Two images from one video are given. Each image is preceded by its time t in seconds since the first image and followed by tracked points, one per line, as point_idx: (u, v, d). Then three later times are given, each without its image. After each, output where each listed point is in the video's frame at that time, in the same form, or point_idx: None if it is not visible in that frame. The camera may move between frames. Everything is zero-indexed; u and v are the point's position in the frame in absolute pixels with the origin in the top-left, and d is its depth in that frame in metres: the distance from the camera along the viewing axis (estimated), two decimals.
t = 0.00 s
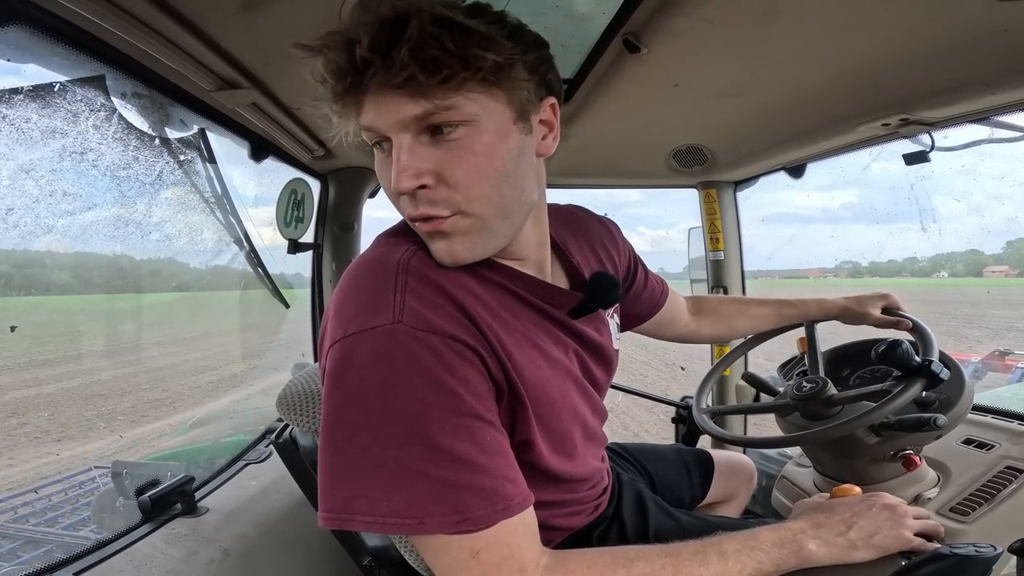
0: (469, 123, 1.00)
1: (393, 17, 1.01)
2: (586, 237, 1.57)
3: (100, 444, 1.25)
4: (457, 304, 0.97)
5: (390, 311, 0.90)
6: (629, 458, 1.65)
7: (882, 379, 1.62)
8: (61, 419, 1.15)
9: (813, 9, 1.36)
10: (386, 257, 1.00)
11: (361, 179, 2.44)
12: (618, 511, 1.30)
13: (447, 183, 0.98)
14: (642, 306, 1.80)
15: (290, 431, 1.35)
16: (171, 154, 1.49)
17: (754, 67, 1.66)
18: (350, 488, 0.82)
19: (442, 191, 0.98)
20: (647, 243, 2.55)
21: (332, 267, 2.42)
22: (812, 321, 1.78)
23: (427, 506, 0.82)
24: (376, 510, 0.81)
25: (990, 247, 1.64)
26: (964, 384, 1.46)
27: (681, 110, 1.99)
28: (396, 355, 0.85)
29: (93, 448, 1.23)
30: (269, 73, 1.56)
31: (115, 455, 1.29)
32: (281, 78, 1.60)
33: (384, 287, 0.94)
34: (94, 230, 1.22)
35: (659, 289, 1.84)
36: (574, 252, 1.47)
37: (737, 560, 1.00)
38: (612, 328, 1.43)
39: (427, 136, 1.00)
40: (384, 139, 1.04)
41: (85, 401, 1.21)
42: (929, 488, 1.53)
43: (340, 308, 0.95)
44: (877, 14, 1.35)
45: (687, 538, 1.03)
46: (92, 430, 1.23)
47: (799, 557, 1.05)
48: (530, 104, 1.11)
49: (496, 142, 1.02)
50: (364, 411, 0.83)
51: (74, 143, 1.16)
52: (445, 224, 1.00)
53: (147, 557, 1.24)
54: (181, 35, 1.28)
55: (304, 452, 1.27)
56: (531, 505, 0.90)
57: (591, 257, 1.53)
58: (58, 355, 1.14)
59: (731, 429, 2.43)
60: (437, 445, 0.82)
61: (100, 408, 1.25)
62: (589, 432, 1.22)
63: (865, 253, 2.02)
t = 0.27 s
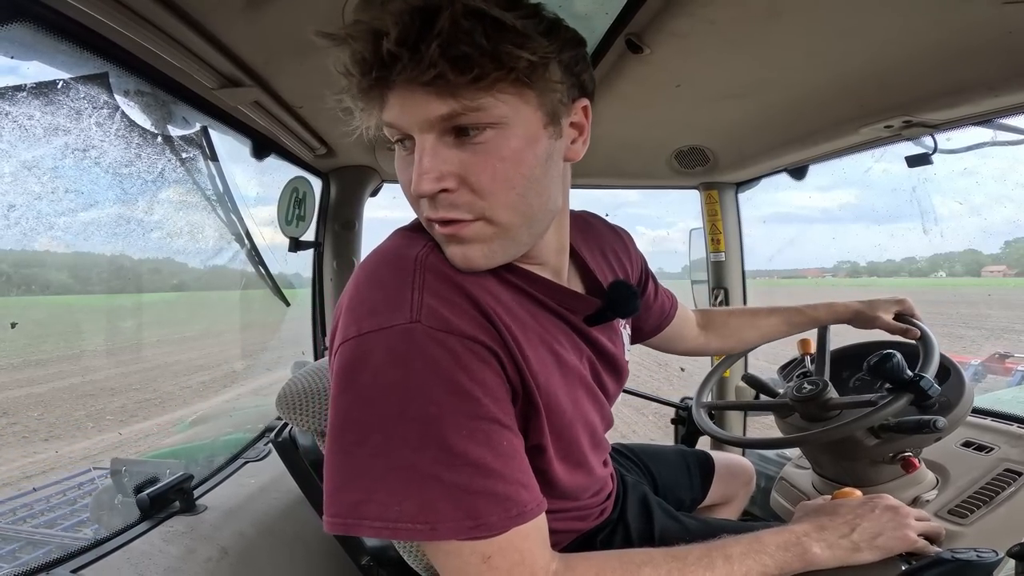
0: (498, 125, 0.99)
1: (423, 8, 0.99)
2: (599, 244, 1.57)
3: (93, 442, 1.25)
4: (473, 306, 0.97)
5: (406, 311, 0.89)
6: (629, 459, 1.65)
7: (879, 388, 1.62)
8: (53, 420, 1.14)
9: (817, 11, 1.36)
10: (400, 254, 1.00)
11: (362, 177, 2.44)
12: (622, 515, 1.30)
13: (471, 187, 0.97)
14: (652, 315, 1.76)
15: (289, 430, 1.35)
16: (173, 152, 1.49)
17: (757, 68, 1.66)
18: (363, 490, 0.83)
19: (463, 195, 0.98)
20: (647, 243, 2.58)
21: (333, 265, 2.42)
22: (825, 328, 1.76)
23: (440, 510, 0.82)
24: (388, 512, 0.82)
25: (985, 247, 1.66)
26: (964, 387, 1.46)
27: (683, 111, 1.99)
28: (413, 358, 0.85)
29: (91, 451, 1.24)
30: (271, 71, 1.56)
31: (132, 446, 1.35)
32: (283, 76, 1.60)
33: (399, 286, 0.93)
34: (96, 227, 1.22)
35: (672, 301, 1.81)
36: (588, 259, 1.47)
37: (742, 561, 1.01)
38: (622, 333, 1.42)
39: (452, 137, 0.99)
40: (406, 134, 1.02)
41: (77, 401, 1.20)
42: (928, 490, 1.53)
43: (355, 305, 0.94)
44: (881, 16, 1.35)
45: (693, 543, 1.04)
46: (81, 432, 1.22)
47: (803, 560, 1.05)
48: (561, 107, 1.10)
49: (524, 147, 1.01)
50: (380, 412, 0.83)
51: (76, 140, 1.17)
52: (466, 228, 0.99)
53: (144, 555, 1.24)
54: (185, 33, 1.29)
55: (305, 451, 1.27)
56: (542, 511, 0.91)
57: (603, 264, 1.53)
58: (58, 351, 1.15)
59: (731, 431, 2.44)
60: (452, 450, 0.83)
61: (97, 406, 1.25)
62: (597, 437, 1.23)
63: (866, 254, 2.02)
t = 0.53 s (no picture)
0: (497, 131, 0.99)
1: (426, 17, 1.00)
2: (588, 244, 1.57)
3: (101, 434, 1.25)
4: (467, 303, 0.97)
5: (402, 310, 0.90)
6: (630, 457, 1.65)
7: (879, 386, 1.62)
8: (56, 416, 1.14)
9: (815, 9, 1.36)
10: (394, 256, 1.00)
11: (361, 178, 2.44)
12: (619, 508, 1.30)
13: (470, 191, 0.98)
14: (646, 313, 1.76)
15: (290, 431, 1.35)
16: (173, 152, 1.49)
17: (757, 67, 1.65)
18: (362, 488, 0.82)
19: (463, 198, 0.98)
20: (643, 242, 2.61)
21: (333, 265, 2.42)
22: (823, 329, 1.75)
23: (440, 505, 0.82)
24: (389, 508, 0.81)
25: (984, 247, 1.66)
26: (965, 385, 1.46)
27: (683, 110, 1.99)
28: (408, 355, 0.85)
29: (93, 448, 1.23)
30: (269, 71, 1.56)
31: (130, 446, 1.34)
32: (282, 77, 1.60)
33: (395, 286, 0.94)
34: (95, 228, 1.22)
35: (666, 300, 1.81)
36: (580, 260, 1.48)
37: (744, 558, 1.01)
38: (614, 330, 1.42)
39: (451, 142, 0.99)
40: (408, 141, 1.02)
41: (72, 401, 1.18)
42: (928, 488, 1.52)
43: (350, 307, 0.94)
44: (880, 14, 1.35)
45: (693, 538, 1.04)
46: (94, 427, 1.23)
47: (805, 557, 1.05)
48: (555, 115, 1.10)
49: (521, 151, 1.01)
50: (378, 409, 0.83)
51: (76, 141, 1.16)
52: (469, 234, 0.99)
53: (147, 555, 1.24)
54: (184, 34, 1.29)
55: (305, 450, 1.27)
56: (539, 505, 0.90)
57: (592, 264, 1.53)
58: (59, 352, 1.14)
59: (731, 430, 2.43)
60: (450, 444, 0.83)
61: (100, 406, 1.25)
62: (589, 438, 1.23)
63: (866, 252, 2.02)
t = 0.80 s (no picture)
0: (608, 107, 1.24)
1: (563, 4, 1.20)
2: (570, 247, 1.59)
3: (106, 430, 1.25)
4: (456, 306, 0.98)
5: (389, 316, 0.91)
6: (631, 456, 1.65)
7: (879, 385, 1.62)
8: (42, 417, 1.11)
9: (815, 8, 1.36)
10: (382, 263, 1.02)
11: (361, 177, 2.43)
12: (620, 509, 1.29)
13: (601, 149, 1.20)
14: (635, 306, 1.75)
15: (291, 430, 1.35)
16: (172, 152, 1.49)
17: (758, 65, 1.65)
18: (354, 494, 0.82)
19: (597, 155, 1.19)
20: (642, 242, 2.57)
21: (334, 264, 2.43)
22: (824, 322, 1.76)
23: (433, 509, 0.81)
24: (381, 513, 0.81)
25: (981, 247, 1.67)
26: (966, 383, 1.46)
27: (683, 108, 1.99)
28: (395, 360, 0.86)
29: (92, 451, 1.23)
30: (269, 71, 1.56)
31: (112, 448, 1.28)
32: (282, 76, 1.60)
33: (383, 292, 0.95)
34: (96, 228, 1.22)
35: (654, 297, 1.81)
36: (565, 261, 1.50)
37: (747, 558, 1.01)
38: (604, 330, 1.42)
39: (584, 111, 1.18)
40: (549, 111, 1.15)
41: (63, 401, 1.16)
42: (929, 487, 1.52)
43: (338, 316, 0.95)
44: (882, 12, 1.34)
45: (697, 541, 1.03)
46: (89, 434, 1.22)
47: (807, 557, 1.05)
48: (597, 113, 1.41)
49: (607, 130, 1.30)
50: (366, 414, 0.83)
51: (75, 141, 1.16)
52: (588, 197, 1.17)
53: (149, 555, 1.24)
54: (183, 34, 1.29)
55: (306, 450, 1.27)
56: (535, 505, 0.90)
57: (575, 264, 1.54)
58: (60, 351, 1.15)
59: (732, 428, 2.44)
60: (441, 448, 0.82)
61: (102, 406, 1.25)
62: (582, 440, 1.23)
63: (867, 251, 2.02)
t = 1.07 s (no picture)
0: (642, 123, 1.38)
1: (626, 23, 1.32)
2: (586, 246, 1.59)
3: (106, 426, 1.26)
4: (483, 301, 0.97)
5: (416, 308, 0.90)
6: (632, 454, 1.65)
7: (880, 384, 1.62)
8: (25, 418, 1.07)
9: (818, 7, 1.36)
10: (410, 252, 1.01)
11: (363, 175, 2.43)
12: (621, 508, 1.30)
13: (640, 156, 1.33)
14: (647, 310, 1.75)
15: (292, 427, 1.35)
16: (174, 150, 1.49)
17: (760, 64, 1.65)
18: (372, 487, 0.82)
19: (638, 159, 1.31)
20: (642, 242, 2.53)
21: (335, 262, 2.43)
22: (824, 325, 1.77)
23: (449, 506, 0.81)
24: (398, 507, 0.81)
25: (980, 247, 1.68)
26: (968, 383, 1.46)
27: (685, 107, 1.98)
28: (422, 354, 0.85)
29: (92, 451, 1.23)
30: (271, 69, 1.56)
31: (104, 449, 1.26)
32: (283, 74, 1.60)
33: (410, 283, 0.94)
34: (97, 226, 1.22)
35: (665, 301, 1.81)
36: (583, 259, 1.51)
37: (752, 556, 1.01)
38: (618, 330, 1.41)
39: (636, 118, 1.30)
40: (624, 109, 1.23)
41: (52, 400, 1.13)
42: (929, 486, 1.53)
43: (365, 304, 0.95)
44: (886, 10, 1.34)
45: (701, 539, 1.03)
46: (92, 438, 1.22)
47: (811, 556, 1.05)
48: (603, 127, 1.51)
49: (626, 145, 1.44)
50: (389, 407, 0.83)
51: (77, 139, 1.16)
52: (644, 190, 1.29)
53: (151, 552, 1.24)
54: (185, 32, 1.29)
55: (307, 447, 1.27)
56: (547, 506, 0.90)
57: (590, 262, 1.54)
58: (62, 350, 1.15)
59: (732, 426, 2.44)
60: (461, 444, 0.82)
61: (104, 404, 1.25)
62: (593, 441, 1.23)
63: (869, 250, 2.01)
